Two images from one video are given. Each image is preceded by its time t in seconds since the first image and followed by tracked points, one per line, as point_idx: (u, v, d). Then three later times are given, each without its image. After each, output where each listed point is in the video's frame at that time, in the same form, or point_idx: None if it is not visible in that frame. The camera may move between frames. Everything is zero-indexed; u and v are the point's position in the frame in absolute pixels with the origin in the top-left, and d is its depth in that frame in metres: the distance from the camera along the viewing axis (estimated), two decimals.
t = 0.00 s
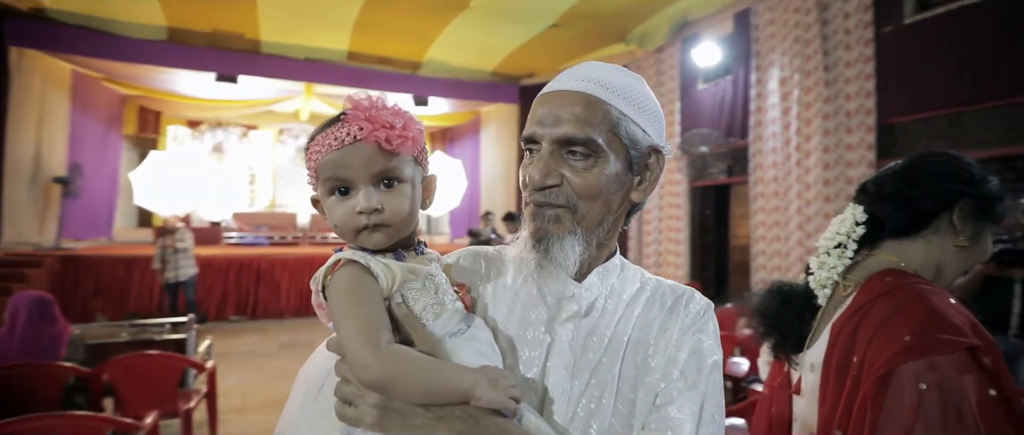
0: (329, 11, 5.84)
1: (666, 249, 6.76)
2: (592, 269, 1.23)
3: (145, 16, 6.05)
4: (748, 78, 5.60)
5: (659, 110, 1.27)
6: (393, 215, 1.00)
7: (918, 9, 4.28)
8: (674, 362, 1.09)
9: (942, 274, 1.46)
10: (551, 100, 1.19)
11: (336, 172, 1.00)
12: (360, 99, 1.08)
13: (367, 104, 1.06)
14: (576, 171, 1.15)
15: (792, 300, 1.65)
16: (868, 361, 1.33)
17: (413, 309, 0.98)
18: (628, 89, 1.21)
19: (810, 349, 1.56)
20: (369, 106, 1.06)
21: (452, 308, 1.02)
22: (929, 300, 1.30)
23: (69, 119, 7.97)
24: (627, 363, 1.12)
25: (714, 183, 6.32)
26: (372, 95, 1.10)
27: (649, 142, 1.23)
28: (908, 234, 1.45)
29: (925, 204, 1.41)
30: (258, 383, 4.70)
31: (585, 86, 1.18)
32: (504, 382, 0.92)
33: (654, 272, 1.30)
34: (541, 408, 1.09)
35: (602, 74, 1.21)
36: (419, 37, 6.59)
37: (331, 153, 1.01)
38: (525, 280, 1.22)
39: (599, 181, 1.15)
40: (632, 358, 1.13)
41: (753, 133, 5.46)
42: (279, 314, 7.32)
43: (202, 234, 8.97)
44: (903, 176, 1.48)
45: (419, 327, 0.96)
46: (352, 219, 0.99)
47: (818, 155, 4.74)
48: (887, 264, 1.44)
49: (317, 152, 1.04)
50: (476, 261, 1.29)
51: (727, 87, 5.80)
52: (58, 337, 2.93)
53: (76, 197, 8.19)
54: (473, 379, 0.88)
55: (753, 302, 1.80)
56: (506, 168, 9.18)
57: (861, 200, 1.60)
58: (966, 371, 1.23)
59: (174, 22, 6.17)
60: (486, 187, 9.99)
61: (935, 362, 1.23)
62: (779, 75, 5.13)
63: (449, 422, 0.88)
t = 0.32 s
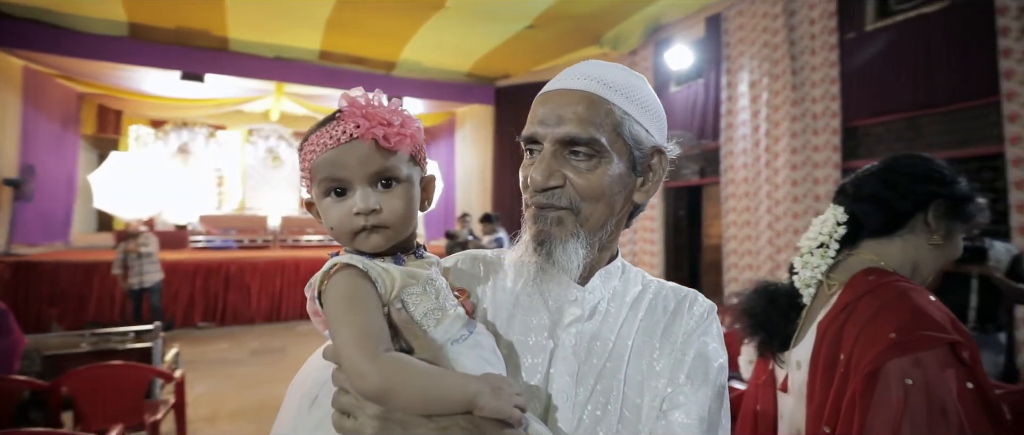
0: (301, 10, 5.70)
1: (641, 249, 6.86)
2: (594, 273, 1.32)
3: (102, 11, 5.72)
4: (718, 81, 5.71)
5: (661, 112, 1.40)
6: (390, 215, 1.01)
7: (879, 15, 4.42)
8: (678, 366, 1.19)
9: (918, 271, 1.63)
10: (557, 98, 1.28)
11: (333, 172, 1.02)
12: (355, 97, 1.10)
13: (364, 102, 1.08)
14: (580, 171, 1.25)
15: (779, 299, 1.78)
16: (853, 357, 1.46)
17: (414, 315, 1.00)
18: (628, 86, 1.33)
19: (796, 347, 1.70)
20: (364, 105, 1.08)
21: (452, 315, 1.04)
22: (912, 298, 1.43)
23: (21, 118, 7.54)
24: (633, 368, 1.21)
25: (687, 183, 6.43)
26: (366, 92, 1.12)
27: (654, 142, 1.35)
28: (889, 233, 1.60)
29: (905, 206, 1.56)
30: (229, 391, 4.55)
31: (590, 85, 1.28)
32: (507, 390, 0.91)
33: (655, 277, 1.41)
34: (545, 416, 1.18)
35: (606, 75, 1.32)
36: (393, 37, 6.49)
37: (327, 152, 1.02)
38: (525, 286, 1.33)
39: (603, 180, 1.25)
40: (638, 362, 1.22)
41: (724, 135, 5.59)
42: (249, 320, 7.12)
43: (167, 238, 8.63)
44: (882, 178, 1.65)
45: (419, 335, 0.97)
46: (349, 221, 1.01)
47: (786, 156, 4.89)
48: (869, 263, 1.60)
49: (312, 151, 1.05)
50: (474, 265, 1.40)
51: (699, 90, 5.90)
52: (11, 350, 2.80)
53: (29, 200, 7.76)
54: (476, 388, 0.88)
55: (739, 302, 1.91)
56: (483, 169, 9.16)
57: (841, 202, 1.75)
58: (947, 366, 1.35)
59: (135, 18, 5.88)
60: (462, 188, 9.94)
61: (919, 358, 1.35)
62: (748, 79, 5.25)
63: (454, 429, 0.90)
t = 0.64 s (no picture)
0: (273, 8, 5.54)
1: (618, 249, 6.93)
2: (594, 274, 1.34)
3: (64, 6, 5.48)
4: (692, 82, 5.80)
5: (659, 112, 1.44)
6: (393, 216, 1.01)
7: (845, 20, 4.56)
8: (681, 367, 1.21)
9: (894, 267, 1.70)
10: (556, 98, 1.30)
11: (334, 173, 1.01)
12: (355, 95, 1.10)
13: (362, 100, 1.08)
14: (580, 172, 1.27)
15: (765, 297, 1.84)
16: (838, 353, 1.50)
17: (417, 317, 1.00)
18: (627, 86, 1.35)
19: (781, 344, 1.75)
20: (364, 104, 1.08)
21: (454, 318, 1.04)
22: (892, 293, 1.50)
23: None
24: (635, 370, 1.22)
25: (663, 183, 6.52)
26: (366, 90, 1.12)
27: (654, 143, 1.39)
28: (867, 231, 1.68)
29: (881, 206, 1.64)
30: (199, 399, 4.40)
31: (590, 84, 1.31)
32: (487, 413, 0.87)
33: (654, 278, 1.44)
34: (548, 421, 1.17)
35: (604, 74, 1.35)
36: (369, 36, 6.37)
37: (327, 151, 1.01)
38: (524, 289, 1.34)
39: (603, 180, 1.27)
40: (640, 365, 1.23)
41: (698, 136, 5.69)
42: (221, 324, 6.92)
43: (132, 242, 8.31)
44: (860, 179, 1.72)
45: (422, 339, 0.94)
46: (351, 221, 0.99)
47: (758, 157, 5.01)
48: (849, 261, 1.67)
49: (310, 151, 1.04)
50: (473, 267, 1.40)
51: (673, 92, 5.99)
52: None
53: None
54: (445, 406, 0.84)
55: (724, 300, 1.96)
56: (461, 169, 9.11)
57: (819, 203, 1.82)
58: (926, 358, 1.40)
59: (96, 12, 5.61)
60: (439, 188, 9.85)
61: (900, 352, 1.40)
62: (722, 81, 5.36)
63: None
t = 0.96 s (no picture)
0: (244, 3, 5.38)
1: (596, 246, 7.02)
2: (590, 273, 1.35)
3: None
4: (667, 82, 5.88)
5: (652, 110, 1.47)
6: (388, 217, 0.99)
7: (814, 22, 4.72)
8: (677, 365, 1.24)
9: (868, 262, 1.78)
10: (552, 94, 1.30)
11: (330, 170, 0.99)
12: (357, 91, 1.08)
13: (365, 98, 1.07)
14: (575, 169, 1.28)
15: (746, 293, 1.88)
16: (819, 346, 1.55)
17: (409, 323, 0.99)
18: (621, 84, 1.37)
19: (762, 338, 1.81)
20: (366, 100, 1.06)
21: (446, 322, 1.04)
22: (868, 287, 1.57)
23: None
24: (631, 369, 1.24)
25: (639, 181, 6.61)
26: (369, 86, 1.11)
27: (648, 142, 1.42)
28: (843, 227, 1.75)
29: (856, 202, 1.71)
30: (171, 406, 4.26)
31: (584, 81, 1.32)
32: None
33: (646, 277, 1.46)
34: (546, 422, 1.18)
35: (599, 71, 1.36)
36: (344, 32, 6.23)
37: (324, 147, 0.99)
38: (517, 289, 1.33)
39: (599, 178, 1.28)
40: (637, 363, 1.25)
41: (673, 136, 5.79)
42: (191, 329, 6.72)
43: (95, 244, 7.97)
44: (834, 176, 1.80)
45: (414, 345, 0.96)
46: (344, 221, 0.97)
47: (732, 156, 5.17)
48: (826, 256, 1.75)
49: (306, 146, 1.01)
50: (465, 267, 1.39)
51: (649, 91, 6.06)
52: None
53: None
54: None
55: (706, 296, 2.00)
56: (439, 167, 9.12)
57: (798, 201, 1.88)
58: (902, 349, 1.46)
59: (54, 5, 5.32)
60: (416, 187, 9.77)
61: (877, 344, 1.46)
62: (697, 81, 5.45)
63: None
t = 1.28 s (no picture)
0: None
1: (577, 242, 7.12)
2: (581, 269, 1.36)
3: None
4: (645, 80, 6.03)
5: (641, 104, 1.49)
6: (388, 216, 0.97)
7: (788, 22, 4.92)
8: (668, 359, 1.26)
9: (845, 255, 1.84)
10: (546, 89, 1.31)
11: (329, 165, 0.97)
12: (361, 82, 1.06)
13: (370, 89, 1.04)
14: (570, 163, 1.29)
15: (729, 285, 1.92)
16: (799, 337, 1.60)
17: (402, 321, 0.98)
18: (613, 78, 1.39)
19: (745, 330, 1.86)
20: (369, 92, 1.04)
21: (439, 321, 1.03)
22: (847, 278, 1.62)
23: None
24: (623, 363, 1.25)
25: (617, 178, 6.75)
26: (373, 78, 1.08)
27: (640, 136, 1.44)
28: (822, 221, 1.80)
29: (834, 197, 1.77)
30: (143, 410, 4.15)
31: (576, 75, 1.33)
32: None
33: (637, 272, 1.47)
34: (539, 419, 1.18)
35: (590, 64, 1.38)
36: (321, 28, 6.09)
37: (326, 139, 0.98)
38: (508, 286, 1.34)
39: (593, 173, 1.30)
40: (629, 357, 1.26)
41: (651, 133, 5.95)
42: (164, 331, 6.53)
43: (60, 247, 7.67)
44: (812, 172, 1.85)
45: (408, 343, 0.95)
46: (343, 218, 0.95)
47: (710, 153, 5.38)
48: (807, 250, 1.79)
49: (305, 138, 0.99)
50: (454, 264, 1.39)
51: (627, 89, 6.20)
52: None
53: None
54: None
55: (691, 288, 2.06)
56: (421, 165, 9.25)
57: (779, 197, 1.92)
58: (879, 339, 1.52)
59: None
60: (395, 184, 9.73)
61: (855, 334, 1.51)
62: (674, 79, 5.65)
63: None
